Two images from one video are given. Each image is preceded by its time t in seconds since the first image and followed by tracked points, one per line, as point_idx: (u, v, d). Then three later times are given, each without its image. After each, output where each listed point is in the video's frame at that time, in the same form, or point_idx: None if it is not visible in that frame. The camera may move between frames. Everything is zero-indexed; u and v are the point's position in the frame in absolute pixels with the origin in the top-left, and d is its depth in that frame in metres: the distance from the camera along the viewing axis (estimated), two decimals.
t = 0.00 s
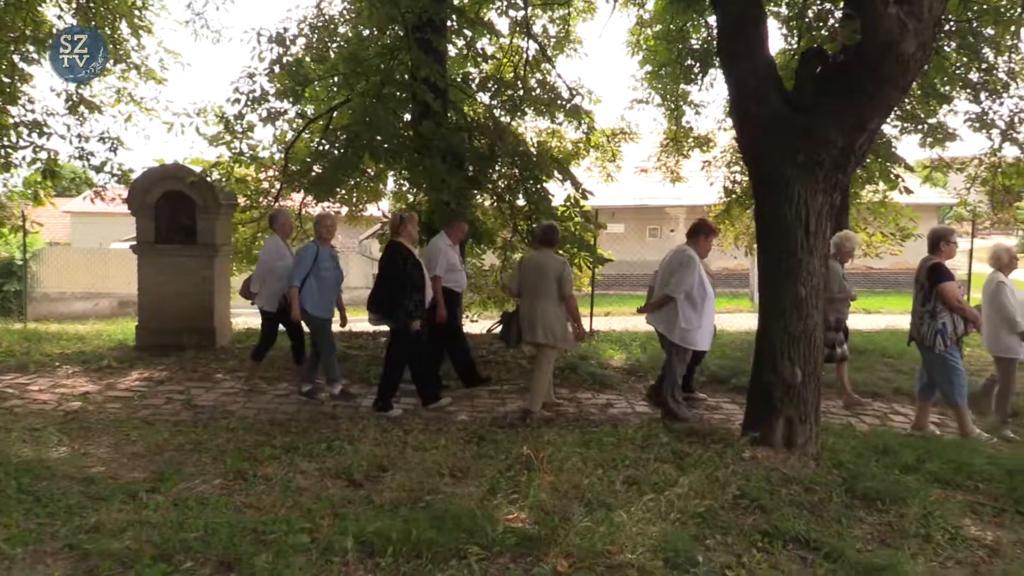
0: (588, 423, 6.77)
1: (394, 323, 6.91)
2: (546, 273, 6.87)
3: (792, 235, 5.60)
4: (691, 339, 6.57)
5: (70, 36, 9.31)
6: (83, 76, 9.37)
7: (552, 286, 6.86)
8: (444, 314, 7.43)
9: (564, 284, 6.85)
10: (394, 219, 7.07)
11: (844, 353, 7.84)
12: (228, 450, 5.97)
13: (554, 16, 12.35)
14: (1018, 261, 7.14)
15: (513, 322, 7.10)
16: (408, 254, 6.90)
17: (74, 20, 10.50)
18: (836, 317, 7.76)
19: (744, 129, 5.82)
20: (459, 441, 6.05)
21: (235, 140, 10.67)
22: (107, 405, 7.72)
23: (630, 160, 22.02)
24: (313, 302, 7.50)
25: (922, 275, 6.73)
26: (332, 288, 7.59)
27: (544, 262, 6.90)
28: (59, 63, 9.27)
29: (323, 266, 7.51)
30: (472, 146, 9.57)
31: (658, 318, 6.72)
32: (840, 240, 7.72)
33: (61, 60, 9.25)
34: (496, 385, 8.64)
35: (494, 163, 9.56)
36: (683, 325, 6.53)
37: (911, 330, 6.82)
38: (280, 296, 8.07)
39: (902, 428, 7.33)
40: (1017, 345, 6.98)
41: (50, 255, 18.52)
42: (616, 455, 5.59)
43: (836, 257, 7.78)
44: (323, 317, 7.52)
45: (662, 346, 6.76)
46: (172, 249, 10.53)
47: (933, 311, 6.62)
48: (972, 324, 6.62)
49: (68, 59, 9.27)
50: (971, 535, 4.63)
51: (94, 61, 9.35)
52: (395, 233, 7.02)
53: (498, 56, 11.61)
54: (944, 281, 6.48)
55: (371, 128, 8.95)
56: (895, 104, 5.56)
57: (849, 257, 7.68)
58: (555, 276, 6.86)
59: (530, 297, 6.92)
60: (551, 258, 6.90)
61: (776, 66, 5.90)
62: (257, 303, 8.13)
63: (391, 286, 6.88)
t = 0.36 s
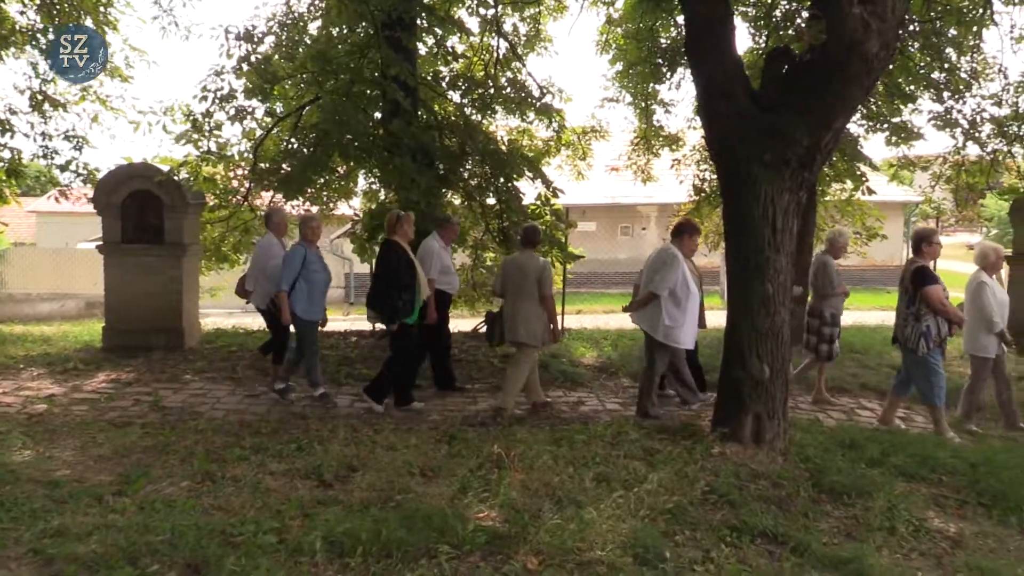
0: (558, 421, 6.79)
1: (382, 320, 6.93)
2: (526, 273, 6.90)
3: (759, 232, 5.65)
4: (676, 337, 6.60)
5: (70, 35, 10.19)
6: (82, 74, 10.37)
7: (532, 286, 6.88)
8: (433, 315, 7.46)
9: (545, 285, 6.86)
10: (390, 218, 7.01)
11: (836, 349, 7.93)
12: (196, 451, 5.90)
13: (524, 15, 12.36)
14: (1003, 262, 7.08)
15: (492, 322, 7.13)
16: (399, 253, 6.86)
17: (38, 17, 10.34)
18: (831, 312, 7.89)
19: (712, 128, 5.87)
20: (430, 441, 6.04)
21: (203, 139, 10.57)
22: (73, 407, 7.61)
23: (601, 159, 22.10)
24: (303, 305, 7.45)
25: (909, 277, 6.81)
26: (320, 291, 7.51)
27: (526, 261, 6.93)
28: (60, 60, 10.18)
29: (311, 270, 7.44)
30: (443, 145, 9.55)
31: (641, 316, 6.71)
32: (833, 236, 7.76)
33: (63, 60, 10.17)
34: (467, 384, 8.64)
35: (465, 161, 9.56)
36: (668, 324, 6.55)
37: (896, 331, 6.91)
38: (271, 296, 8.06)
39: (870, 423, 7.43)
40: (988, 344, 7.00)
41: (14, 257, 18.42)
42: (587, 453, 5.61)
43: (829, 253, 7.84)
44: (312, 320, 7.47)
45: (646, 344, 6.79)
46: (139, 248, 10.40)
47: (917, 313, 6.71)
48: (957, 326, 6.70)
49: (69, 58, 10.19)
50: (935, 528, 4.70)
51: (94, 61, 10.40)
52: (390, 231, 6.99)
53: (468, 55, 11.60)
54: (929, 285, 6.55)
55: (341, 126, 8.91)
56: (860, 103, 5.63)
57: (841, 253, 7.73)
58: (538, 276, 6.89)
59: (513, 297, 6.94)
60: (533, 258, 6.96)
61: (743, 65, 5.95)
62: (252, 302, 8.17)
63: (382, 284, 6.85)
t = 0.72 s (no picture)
0: (533, 421, 6.80)
1: (372, 320, 6.87)
2: (513, 270, 6.96)
3: (732, 232, 5.68)
4: (674, 334, 6.71)
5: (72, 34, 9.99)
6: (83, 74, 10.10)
7: (520, 283, 6.94)
8: (438, 317, 7.70)
9: (530, 281, 6.90)
10: (384, 218, 6.96)
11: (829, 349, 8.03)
12: (167, 454, 5.84)
13: (499, 15, 12.35)
14: (999, 266, 7.02)
15: (480, 319, 7.20)
16: (392, 253, 6.84)
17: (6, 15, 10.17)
18: (822, 311, 7.99)
19: (685, 128, 5.90)
20: (403, 441, 6.01)
21: (175, 138, 10.46)
22: (41, 410, 7.50)
23: (576, 159, 22.15)
24: (292, 306, 7.38)
25: (903, 279, 6.87)
26: (310, 292, 7.45)
27: (512, 258, 6.98)
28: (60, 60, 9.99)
29: (301, 269, 7.39)
30: (417, 145, 9.53)
31: (641, 314, 6.78)
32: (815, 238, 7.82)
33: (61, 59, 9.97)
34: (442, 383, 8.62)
35: (440, 161, 9.56)
36: (668, 321, 6.64)
37: (886, 331, 7.00)
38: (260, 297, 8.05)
39: (843, 422, 7.50)
40: (986, 348, 6.96)
41: None
42: (561, 452, 5.62)
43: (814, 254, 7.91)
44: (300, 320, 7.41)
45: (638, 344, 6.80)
46: (109, 248, 10.27)
47: (908, 315, 6.80)
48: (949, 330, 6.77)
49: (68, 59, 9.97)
50: (904, 525, 4.75)
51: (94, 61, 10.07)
52: (383, 231, 6.96)
53: (443, 55, 11.57)
54: (923, 288, 6.64)
55: (315, 125, 8.84)
56: (830, 104, 5.68)
57: (825, 254, 7.81)
58: (523, 274, 6.93)
59: (501, 294, 7.01)
60: (519, 256, 6.97)
61: (716, 66, 5.99)
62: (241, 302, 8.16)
63: (373, 284, 6.80)
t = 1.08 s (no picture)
0: (506, 423, 6.78)
1: (375, 327, 6.73)
2: (495, 270, 7.01)
3: (701, 232, 5.71)
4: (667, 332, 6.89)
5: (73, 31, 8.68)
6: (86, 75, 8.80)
7: (502, 282, 7.00)
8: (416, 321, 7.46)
9: (511, 281, 6.95)
10: (377, 221, 6.97)
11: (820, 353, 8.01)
12: (136, 460, 5.76)
13: (471, 17, 12.34)
14: (994, 264, 6.94)
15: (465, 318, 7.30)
16: (391, 257, 6.74)
17: None
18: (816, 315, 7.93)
19: (654, 130, 5.93)
20: (376, 445, 5.97)
21: (143, 141, 10.33)
22: (6, 417, 7.37)
23: (549, 160, 22.19)
24: (283, 313, 7.35)
25: (883, 277, 6.88)
26: (301, 299, 7.44)
27: (495, 257, 7.03)
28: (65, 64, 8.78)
29: (293, 277, 7.34)
30: (389, 147, 9.50)
31: (634, 313, 6.98)
32: (809, 241, 7.83)
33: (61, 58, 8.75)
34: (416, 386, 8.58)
35: (411, 163, 9.53)
36: (660, 319, 6.83)
37: (869, 328, 7.05)
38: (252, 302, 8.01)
39: (813, 420, 7.57)
40: (982, 347, 6.93)
41: None
42: (533, 453, 5.62)
43: (808, 257, 7.85)
44: (289, 327, 7.38)
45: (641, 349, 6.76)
46: (77, 253, 10.13)
47: (890, 314, 6.84)
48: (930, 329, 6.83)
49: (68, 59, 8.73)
50: (872, 521, 4.80)
51: (96, 63, 8.69)
52: (379, 235, 6.96)
53: (415, 56, 11.53)
54: (905, 287, 6.66)
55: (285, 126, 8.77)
56: (798, 105, 5.73)
57: (820, 258, 7.76)
58: (506, 272, 6.98)
59: (485, 294, 7.08)
60: (499, 255, 7.02)
61: (684, 68, 6.02)
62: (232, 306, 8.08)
63: (376, 290, 6.71)
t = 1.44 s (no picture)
0: (471, 425, 6.77)
1: (356, 330, 6.65)
2: (480, 273, 7.09)
3: (662, 235, 5.76)
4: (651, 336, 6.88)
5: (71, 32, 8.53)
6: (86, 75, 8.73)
7: (485, 284, 7.09)
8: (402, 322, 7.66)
9: (496, 285, 7.05)
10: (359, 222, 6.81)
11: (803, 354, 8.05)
12: (92, 466, 5.67)
13: (435, 19, 12.33)
14: (974, 271, 7.01)
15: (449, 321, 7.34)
16: (374, 261, 6.71)
17: None
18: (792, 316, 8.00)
19: (617, 131, 5.96)
20: (338, 448, 5.93)
21: (102, 141, 10.16)
22: None
23: (514, 163, 22.22)
24: (272, 314, 7.26)
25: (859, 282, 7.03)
26: (290, 300, 7.36)
27: (480, 260, 7.11)
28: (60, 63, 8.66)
29: (282, 278, 7.27)
30: (353, 148, 9.45)
31: (615, 318, 6.92)
32: (791, 242, 7.85)
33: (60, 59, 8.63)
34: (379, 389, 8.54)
35: (375, 164, 9.49)
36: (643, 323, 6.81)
37: (846, 332, 7.16)
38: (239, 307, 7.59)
39: (774, 420, 7.67)
40: (960, 353, 6.94)
41: None
42: (496, 456, 5.62)
43: (789, 259, 7.91)
44: (279, 328, 7.29)
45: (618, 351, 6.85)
46: (32, 255, 9.94)
47: (864, 317, 6.96)
48: (904, 331, 6.94)
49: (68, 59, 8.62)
50: (830, 519, 4.87)
51: (96, 63, 8.53)
52: (360, 237, 6.80)
53: (380, 59, 11.48)
54: (878, 288, 6.81)
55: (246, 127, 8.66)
56: (757, 110, 5.79)
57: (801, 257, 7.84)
58: (490, 274, 7.06)
59: (470, 297, 7.15)
60: (485, 258, 7.09)
61: (646, 70, 6.06)
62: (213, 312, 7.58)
63: (358, 294, 6.64)
